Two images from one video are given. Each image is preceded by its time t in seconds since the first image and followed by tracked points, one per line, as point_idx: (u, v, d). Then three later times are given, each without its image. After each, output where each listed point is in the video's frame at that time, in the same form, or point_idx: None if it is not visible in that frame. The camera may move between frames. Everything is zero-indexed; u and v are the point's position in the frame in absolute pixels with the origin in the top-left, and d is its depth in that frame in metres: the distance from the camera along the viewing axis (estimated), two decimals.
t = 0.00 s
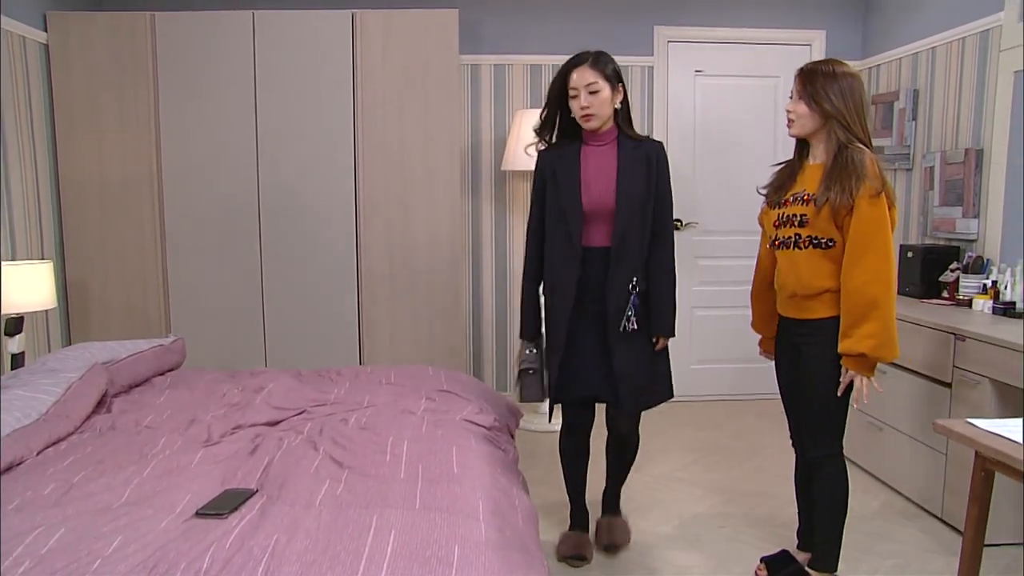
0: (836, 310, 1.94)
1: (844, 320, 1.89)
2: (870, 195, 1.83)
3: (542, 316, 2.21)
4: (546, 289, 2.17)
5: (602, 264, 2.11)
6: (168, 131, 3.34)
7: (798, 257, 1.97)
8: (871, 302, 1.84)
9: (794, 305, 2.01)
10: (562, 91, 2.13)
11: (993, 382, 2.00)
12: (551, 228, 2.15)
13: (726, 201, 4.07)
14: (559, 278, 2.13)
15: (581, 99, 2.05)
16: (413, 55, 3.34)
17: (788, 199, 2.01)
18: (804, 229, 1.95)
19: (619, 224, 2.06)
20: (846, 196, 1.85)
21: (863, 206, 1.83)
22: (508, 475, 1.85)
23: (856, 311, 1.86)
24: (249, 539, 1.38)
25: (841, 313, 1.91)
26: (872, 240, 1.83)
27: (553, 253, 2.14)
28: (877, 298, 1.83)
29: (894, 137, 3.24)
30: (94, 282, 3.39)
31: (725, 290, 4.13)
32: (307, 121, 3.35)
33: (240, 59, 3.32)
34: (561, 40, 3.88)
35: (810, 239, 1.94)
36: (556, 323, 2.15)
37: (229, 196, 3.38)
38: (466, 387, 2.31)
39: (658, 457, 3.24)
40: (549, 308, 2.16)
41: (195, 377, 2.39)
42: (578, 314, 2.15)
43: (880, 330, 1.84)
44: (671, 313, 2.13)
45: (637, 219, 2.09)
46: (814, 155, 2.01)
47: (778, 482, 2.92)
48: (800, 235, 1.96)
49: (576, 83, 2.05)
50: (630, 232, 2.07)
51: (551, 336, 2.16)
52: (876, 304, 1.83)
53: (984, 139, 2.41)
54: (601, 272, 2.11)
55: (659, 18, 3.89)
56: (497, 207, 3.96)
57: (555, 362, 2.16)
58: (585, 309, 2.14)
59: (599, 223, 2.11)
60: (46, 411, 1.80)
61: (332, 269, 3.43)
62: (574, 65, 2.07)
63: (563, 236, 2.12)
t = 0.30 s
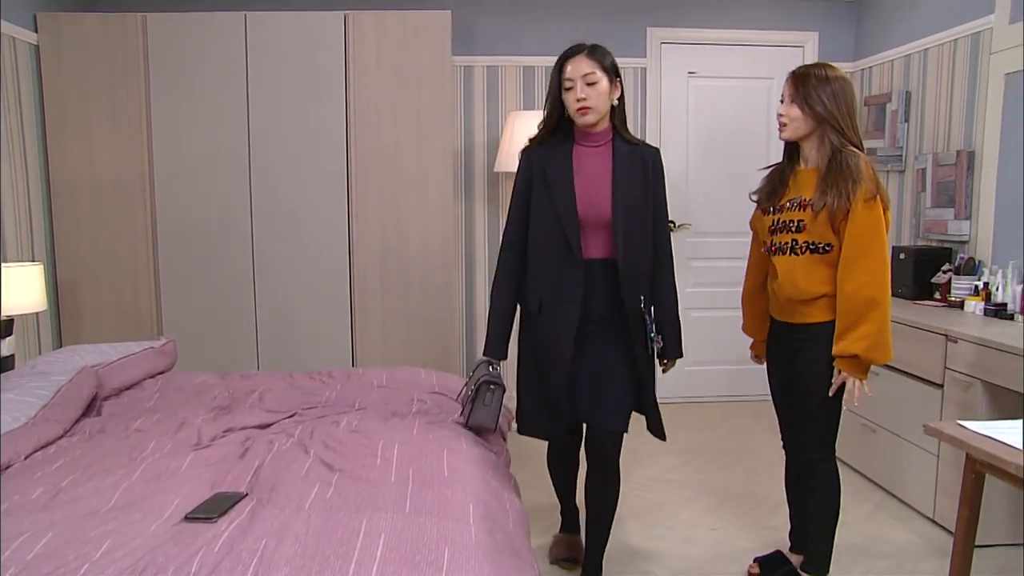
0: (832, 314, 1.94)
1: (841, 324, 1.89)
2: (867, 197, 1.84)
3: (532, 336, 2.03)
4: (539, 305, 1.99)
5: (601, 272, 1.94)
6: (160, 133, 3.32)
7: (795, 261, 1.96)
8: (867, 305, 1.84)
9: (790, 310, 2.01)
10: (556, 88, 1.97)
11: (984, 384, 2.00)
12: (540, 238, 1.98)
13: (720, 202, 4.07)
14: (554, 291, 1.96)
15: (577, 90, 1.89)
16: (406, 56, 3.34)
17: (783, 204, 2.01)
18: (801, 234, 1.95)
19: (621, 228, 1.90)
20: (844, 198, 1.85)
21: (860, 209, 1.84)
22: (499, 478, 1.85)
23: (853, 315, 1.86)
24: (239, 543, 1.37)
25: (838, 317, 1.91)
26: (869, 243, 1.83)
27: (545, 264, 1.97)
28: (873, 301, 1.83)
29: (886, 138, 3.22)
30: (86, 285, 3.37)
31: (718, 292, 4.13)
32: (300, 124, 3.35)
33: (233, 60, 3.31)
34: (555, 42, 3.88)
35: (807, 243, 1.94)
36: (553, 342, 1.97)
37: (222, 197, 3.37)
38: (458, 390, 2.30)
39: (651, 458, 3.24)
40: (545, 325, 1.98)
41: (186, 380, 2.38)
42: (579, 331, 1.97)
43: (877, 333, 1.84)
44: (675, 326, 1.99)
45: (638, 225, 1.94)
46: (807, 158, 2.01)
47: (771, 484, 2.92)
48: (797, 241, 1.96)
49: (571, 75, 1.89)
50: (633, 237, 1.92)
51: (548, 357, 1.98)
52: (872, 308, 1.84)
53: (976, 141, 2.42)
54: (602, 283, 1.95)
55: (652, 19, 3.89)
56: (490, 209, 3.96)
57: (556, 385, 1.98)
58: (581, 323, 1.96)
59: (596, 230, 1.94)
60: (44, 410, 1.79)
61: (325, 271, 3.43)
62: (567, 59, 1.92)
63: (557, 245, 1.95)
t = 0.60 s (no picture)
0: (825, 317, 1.94)
1: (834, 327, 1.89)
2: (861, 200, 1.84)
3: (532, 347, 1.89)
4: (544, 313, 1.85)
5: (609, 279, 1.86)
6: (154, 135, 3.32)
7: (787, 264, 1.96)
8: (860, 308, 1.84)
9: (782, 313, 2.00)
10: (554, 78, 1.82)
11: (978, 386, 2.01)
12: (546, 241, 1.83)
13: (715, 203, 4.08)
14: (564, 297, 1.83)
15: (588, 77, 1.76)
16: (401, 57, 3.33)
17: (775, 207, 2.00)
18: (794, 237, 1.95)
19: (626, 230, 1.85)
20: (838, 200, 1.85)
21: (854, 211, 1.84)
22: (493, 482, 1.85)
23: (847, 317, 1.85)
24: (231, 549, 1.37)
25: (830, 319, 1.91)
26: (863, 245, 1.83)
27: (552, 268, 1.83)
28: (867, 304, 1.84)
29: (881, 140, 3.29)
30: (80, 287, 3.36)
31: (713, 293, 4.14)
32: (296, 126, 3.34)
33: (226, 62, 3.30)
34: (550, 43, 3.88)
35: (801, 245, 1.94)
36: (562, 351, 1.86)
37: (216, 200, 3.37)
38: (451, 393, 2.30)
39: (645, 461, 3.24)
40: (554, 334, 1.85)
41: (180, 384, 2.38)
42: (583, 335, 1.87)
43: (870, 336, 1.84)
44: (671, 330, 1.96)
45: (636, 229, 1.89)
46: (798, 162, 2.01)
47: (766, 486, 2.92)
48: (790, 244, 1.95)
49: (579, 62, 1.77)
50: (636, 239, 1.87)
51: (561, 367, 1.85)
52: (865, 310, 1.84)
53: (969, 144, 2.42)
54: (604, 287, 1.86)
55: (648, 21, 3.90)
56: (485, 210, 3.96)
57: (560, 394, 1.86)
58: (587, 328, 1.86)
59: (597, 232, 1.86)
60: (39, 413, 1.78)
61: (320, 274, 3.42)
62: (568, 48, 1.79)
63: (566, 248, 1.82)
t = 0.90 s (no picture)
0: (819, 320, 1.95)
1: (828, 330, 1.89)
2: (852, 203, 1.83)
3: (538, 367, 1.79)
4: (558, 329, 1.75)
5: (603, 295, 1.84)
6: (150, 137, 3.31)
7: (781, 268, 1.96)
8: (853, 311, 1.84)
9: (777, 317, 2.00)
10: (559, 81, 1.71)
11: (973, 391, 2.01)
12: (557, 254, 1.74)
13: (711, 205, 4.08)
14: (577, 312, 1.75)
15: (598, 77, 1.72)
16: (398, 60, 3.33)
17: (769, 211, 2.00)
18: (787, 241, 1.94)
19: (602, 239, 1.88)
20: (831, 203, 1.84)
21: (846, 214, 1.83)
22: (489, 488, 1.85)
23: (842, 320, 1.86)
24: (227, 557, 1.36)
25: (825, 322, 1.91)
26: (854, 248, 1.82)
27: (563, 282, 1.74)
28: (861, 307, 1.83)
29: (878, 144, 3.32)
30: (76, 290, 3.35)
31: (709, 296, 4.15)
32: (291, 129, 3.34)
33: (222, 65, 3.29)
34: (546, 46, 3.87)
35: (795, 248, 1.93)
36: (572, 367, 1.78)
37: (213, 203, 3.36)
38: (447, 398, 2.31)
39: (641, 464, 3.24)
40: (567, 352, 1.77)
41: (176, 388, 2.38)
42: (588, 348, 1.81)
43: (865, 339, 1.84)
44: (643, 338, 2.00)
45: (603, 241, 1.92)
46: (790, 165, 2.00)
47: (762, 489, 2.92)
48: (784, 247, 1.95)
49: (589, 63, 1.70)
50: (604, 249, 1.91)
51: (577, 386, 1.77)
52: (858, 313, 1.83)
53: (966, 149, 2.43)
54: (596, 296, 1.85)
55: (643, 22, 3.89)
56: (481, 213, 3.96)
57: (574, 407, 1.80)
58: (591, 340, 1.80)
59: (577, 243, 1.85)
60: (37, 418, 1.76)
61: (316, 276, 3.42)
62: (573, 49, 1.70)
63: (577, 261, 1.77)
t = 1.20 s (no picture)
0: (813, 326, 1.95)
1: (822, 336, 1.89)
2: (847, 209, 1.85)
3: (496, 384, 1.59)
4: (523, 345, 1.56)
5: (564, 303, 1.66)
6: (149, 139, 3.30)
7: (775, 274, 1.96)
8: (848, 317, 1.84)
9: (772, 322, 2.00)
10: (538, 94, 1.53)
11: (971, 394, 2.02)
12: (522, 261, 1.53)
13: (710, 207, 4.08)
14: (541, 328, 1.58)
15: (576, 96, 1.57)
16: (395, 61, 3.33)
17: (764, 217, 2.01)
18: (782, 246, 1.94)
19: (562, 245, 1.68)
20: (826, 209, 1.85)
21: (841, 220, 1.84)
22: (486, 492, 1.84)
23: (836, 326, 1.86)
24: (225, 563, 1.36)
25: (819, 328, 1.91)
26: (849, 253, 1.83)
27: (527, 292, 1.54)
28: (855, 312, 1.84)
29: (875, 146, 3.33)
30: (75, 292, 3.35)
31: (708, 297, 4.15)
32: (290, 131, 3.34)
33: (220, 66, 3.29)
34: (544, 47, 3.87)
35: (789, 255, 1.93)
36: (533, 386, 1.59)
37: (211, 205, 3.36)
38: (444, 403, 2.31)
39: (640, 467, 3.24)
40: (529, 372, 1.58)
41: (174, 393, 2.38)
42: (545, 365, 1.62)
43: (859, 344, 1.84)
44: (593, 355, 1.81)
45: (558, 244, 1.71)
46: (785, 171, 2.01)
47: (760, 492, 2.93)
48: (779, 253, 1.95)
49: (567, 80, 1.55)
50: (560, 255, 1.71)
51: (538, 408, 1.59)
52: (853, 319, 1.84)
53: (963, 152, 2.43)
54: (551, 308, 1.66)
55: (642, 24, 3.89)
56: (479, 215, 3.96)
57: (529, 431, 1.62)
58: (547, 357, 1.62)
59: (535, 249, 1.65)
60: (35, 422, 1.76)
61: (314, 278, 3.42)
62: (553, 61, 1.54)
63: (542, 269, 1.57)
